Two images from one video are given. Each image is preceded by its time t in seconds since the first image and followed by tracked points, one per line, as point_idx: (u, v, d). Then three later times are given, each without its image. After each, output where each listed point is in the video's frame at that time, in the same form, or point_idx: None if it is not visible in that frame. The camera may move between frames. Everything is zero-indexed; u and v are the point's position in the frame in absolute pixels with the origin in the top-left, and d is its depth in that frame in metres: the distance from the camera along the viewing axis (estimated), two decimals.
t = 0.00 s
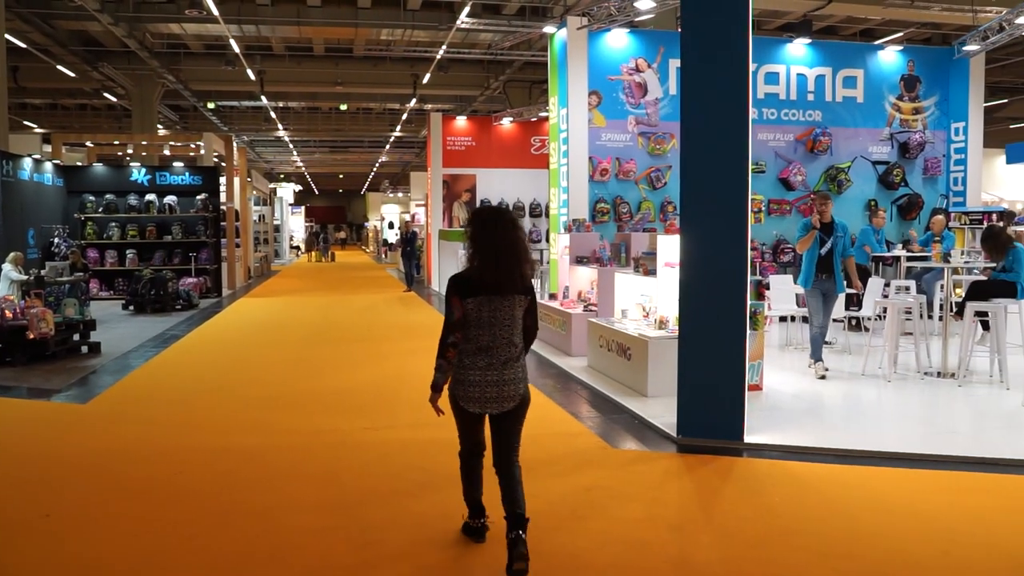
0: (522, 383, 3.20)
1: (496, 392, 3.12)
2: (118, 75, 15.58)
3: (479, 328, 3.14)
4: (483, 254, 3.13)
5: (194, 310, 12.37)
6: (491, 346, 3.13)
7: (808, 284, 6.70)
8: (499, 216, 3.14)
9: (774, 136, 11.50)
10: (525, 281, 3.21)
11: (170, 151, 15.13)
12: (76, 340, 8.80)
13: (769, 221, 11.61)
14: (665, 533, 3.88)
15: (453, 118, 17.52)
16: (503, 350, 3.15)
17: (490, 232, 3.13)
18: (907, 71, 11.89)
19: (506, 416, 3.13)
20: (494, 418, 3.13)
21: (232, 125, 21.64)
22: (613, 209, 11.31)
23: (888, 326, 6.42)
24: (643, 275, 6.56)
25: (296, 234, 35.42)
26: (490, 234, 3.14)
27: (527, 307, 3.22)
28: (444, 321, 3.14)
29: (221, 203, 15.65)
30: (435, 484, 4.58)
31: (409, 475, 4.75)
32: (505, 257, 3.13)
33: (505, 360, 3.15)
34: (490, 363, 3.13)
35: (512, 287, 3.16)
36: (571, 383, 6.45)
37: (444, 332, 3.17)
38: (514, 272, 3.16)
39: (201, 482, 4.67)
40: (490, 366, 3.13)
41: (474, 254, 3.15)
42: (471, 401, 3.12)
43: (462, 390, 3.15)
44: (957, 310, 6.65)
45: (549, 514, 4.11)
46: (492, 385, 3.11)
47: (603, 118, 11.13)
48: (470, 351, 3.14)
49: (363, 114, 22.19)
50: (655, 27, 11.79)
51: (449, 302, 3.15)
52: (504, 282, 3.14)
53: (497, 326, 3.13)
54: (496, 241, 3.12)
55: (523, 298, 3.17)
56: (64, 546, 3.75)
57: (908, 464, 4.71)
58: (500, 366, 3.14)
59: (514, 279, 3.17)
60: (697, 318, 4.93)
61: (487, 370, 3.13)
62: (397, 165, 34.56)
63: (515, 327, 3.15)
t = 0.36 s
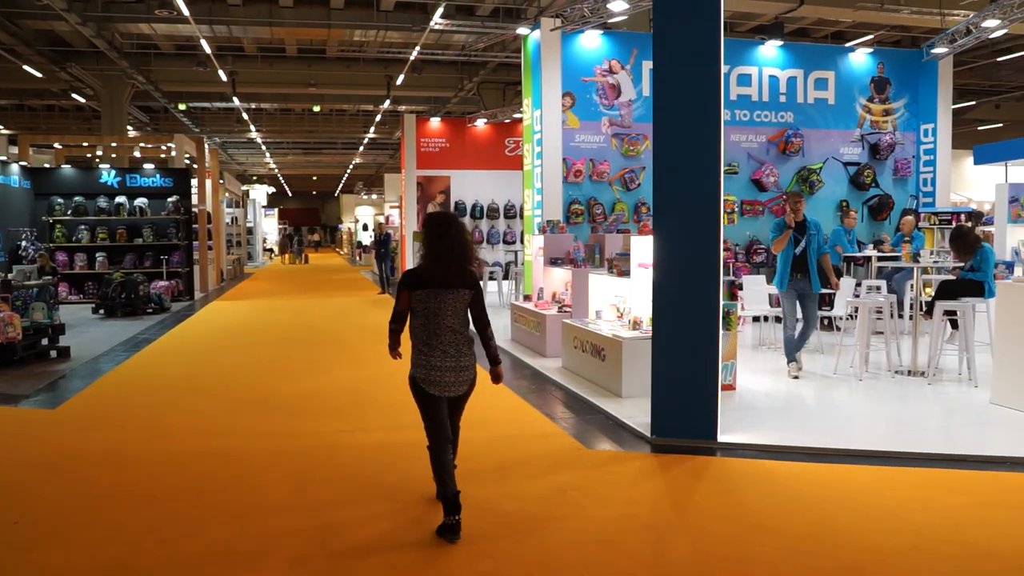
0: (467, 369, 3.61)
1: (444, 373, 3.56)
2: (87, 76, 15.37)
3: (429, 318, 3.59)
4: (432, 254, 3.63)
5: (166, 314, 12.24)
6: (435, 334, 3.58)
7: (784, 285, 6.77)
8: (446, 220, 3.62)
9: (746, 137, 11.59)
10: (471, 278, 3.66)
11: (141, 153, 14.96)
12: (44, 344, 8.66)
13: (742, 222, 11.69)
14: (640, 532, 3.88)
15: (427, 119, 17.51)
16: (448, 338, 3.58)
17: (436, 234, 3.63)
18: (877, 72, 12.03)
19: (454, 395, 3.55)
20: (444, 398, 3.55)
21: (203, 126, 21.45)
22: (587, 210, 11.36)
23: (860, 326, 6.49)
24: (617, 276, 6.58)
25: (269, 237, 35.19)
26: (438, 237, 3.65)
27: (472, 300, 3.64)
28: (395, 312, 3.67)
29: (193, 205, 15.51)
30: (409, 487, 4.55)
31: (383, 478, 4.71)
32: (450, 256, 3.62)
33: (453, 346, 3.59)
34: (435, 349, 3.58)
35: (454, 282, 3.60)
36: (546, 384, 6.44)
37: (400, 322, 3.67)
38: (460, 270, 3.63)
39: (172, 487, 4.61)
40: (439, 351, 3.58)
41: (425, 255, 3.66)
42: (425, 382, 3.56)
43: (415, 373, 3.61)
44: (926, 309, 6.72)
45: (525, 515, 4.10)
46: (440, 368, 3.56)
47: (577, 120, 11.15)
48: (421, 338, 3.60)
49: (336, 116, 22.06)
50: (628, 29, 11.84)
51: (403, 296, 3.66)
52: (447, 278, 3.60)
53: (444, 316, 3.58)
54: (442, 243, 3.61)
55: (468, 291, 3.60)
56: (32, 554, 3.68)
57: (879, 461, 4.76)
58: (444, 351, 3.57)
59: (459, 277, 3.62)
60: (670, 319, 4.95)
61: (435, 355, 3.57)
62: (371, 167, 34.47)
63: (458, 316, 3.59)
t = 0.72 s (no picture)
0: (428, 351, 4.06)
1: (406, 353, 3.98)
2: (61, 75, 15.20)
3: (394, 304, 3.98)
4: (398, 246, 4.03)
5: (143, 315, 12.14)
6: (405, 321, 3.98)
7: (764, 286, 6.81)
8: (412, 219, 4.00)
9: (724, 138, 11.64)
10: (432, 270, 4.09)
11: (117, 153, 14.80)
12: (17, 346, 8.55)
13: (721, 222, 11.74)
14: (618, 531, 3.88)
15: (405, 119, 17.51)
16: (415, 324, 4.00)
17: (401, 229, 4.01)
18: (853, 73, 12.12)
19: (414, 374, 3.96)
20: (405, 376, 3.97)
21: (180, 126, 21.28)
22: (565, 210, 11.35)
23: (837, 325, 6.53)
24: (596, 276, 6.59)
25: (248, 237, 34.96)
26: (401, 231, 4.06)
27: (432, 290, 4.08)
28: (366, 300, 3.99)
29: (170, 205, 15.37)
30: (388, 487, 4.53)
31: (360, 479, 4.68)
32: (414, 248, 4.03)
33: (419, 331, 4.02)
34: (404, 334, 3.98)
35: (422, 275, 4.02)
36: (524, 384, 6.43)
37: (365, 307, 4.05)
38: (423, 261, 4.04)
39: (146, 489, 4.56)
40: (407, 336, 3.98)
41: (392, 249, 4.02)
42: (395, 365, 3.96)
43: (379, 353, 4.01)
44: (901, 307, 6.78)
45: (503, 515, 4.09)
46: (409, 351, 3.97)
47: (555, 120, 11.20)
48: (385, 321, 4.00)
49: (315, 116, 21.95)
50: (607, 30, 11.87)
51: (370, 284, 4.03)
52: (416, 271, 4.01)
53: (408, 303, 3.99)
54: (408, 236, 4.01)
55: (430, 280, 4.02)
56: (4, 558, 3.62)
57: (855, 459, 4.79)
58: (412, 336, 3.99)
59: (424, 269, 4.04)
60: (648, 318, 4.96)
61: (399, 337, 3.97)
62: (350, 167, 34.37)
63: (424, 305, 4.02)
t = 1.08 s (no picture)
0: (382, 341, 4.50)
1: (363, 343, 4.41)
2: (39, 74, 15.05)
3: (351, 298, 4.43)
4: (357, 246, 4.48)
5: (123, 316, 12.05)
6: (361, 313, 4.41)
7: (757, 287, 6.76)
8: (369, 221, 4.45)
9: (706, 137, 11.67)
10: (386, 268, 4.53)
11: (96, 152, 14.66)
12: None
13: (702, 221, 11.77)
14: (599, 529, 3.89)
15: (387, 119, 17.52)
16: (370, 316, 4.43)
17: (360, 232, 4.47)
18: (833, 73, 12.21)
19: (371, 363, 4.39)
20: (360, 363, 4.40)
21: (161, 125, 21.12)
22: (548, 210, 11.39)
23: (817, 324, 6.58)
24: (577, 275, 6.60)
25: (229, 237, 34.73)
26: (360, 232, 4.50)
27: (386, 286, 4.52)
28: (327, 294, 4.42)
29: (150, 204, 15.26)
30: (369, 487, 4.52)
31: (340, 479, 4.66)
32: (372, 248, 4.49)
33: (374, 323, 4.45)
34: (361, 325, 4.41)
35: (377, 272, 4.47)
36: (506, 384, 6.43)
37: (326, 302, 4.48)
38: (378, 260, 4.50)
39: (123, 491, 4.51)
40: (363, 327, 4.41)
41: (351, 248, 4.47)
42: (353, 353, 4.39)
43: (338, 343, 4.43)
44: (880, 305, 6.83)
45: (485, 514, 4.08)
46: (364, 340, 4.40)
47: (537, 120, 11.20)
48: (343, 314, 4.43)
49: (297, 115, 21.85)
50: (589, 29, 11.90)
51: (331, 280, 4.48)
52: (372, 268, 4.46)
53: (365, 297, 4.43)
54: (366, 237, 4.46)
55: (385, 277, 4.48)
56: None
57: (835, 456, 4.83)
58: (368, 327, 4.42)
59: (379, 267, 4.49)
60: (629, 318, 4.98)
61: (357, 329, 4.40)
62: (332, 167, 34.21)
63: (379, 298, 4.46)
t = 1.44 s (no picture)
0: (342, 335, 4.86)
1: (326, 338, 4.80)
2: (13, 72, 14.88)
3: (310, 296, 4.82)
4: (316, 250, 4.84)
5: (98, 317, 11.94)
6: (318, 309, 4.79)
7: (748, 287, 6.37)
8: (327, 226, 4.80)
9: (684, 138, 11.73)
10: (344, 268, 4.89)
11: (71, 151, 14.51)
12: None
13: (680, 221, 11.83)
14: (577, 529, 3.90)
15: (366, 119, 17.42)
16: (328, 313, 4.81)
17: (320, 236, 4.83)
18: (809, 75, 12.30)
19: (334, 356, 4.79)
20: (322, 357, 4.79)
21: (137, 125, 21.00)
22: (527, 210, 11.35)
23: (794, 324, 6.62)
24: (556, 276, 6.60)
25: (206, 237, 34.47)
26: (321, 236, 4.85)
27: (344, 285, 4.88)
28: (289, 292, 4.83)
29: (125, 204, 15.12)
30: (347, 488, 4.49)
31: (318, 480, 4.63)
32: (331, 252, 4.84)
33: (332, 319, 4.81)
34: (319, 320, 4.78)
35: (333, 272, 4.84)
36: (484, 384, 6.42)
37: (289, 299, 4.87)
38: (337, 262, 4.87)
39: (95, 493, 4.46)
40: (322, 323, 4.79)
41: (310, 251, 4.84)
42: (312, 346, 4.79)
43: (303, 338, 4.83)
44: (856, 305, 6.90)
45: (462, 515, 4.08)
46: (322, 336, 4.78)
47: (516, 120, 11.20)
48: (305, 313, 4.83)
49: (275, 114, 21.74)
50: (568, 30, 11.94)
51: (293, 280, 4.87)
52: (328, 269, 4.83)
53: (325, 296, 4.81)
54: (325, 241, 4.81)
55: (343, 277, 4.85)
56: None
57: (810, 455, 4.86)
58: (326, 323, 4.79)
59: (336, 268, 4.85)
60: (606, 318, 5.00)
61: (319, 326, 4.78)
62: (311, 167, 34.07)
63: (336, 296, 4.83)
